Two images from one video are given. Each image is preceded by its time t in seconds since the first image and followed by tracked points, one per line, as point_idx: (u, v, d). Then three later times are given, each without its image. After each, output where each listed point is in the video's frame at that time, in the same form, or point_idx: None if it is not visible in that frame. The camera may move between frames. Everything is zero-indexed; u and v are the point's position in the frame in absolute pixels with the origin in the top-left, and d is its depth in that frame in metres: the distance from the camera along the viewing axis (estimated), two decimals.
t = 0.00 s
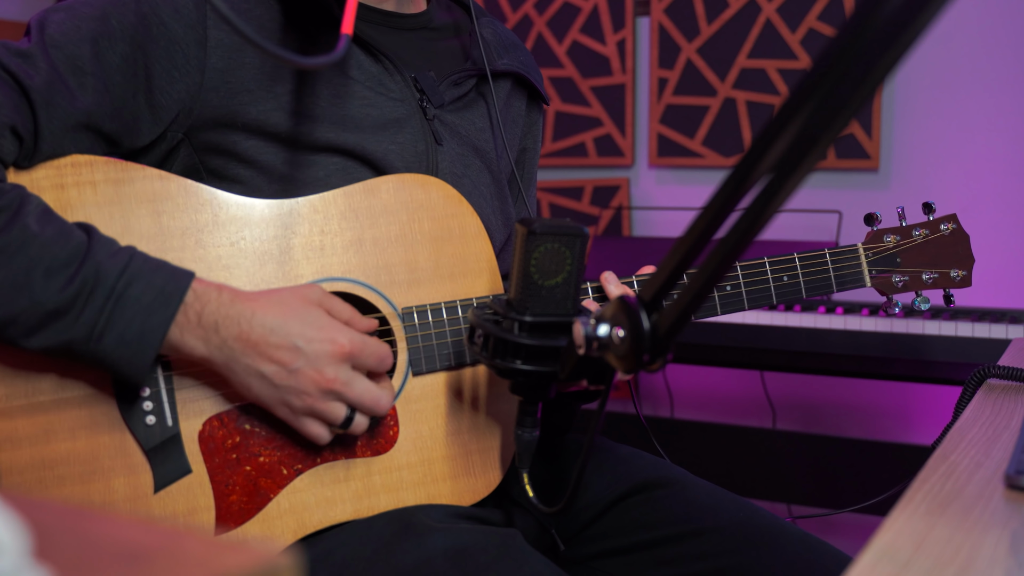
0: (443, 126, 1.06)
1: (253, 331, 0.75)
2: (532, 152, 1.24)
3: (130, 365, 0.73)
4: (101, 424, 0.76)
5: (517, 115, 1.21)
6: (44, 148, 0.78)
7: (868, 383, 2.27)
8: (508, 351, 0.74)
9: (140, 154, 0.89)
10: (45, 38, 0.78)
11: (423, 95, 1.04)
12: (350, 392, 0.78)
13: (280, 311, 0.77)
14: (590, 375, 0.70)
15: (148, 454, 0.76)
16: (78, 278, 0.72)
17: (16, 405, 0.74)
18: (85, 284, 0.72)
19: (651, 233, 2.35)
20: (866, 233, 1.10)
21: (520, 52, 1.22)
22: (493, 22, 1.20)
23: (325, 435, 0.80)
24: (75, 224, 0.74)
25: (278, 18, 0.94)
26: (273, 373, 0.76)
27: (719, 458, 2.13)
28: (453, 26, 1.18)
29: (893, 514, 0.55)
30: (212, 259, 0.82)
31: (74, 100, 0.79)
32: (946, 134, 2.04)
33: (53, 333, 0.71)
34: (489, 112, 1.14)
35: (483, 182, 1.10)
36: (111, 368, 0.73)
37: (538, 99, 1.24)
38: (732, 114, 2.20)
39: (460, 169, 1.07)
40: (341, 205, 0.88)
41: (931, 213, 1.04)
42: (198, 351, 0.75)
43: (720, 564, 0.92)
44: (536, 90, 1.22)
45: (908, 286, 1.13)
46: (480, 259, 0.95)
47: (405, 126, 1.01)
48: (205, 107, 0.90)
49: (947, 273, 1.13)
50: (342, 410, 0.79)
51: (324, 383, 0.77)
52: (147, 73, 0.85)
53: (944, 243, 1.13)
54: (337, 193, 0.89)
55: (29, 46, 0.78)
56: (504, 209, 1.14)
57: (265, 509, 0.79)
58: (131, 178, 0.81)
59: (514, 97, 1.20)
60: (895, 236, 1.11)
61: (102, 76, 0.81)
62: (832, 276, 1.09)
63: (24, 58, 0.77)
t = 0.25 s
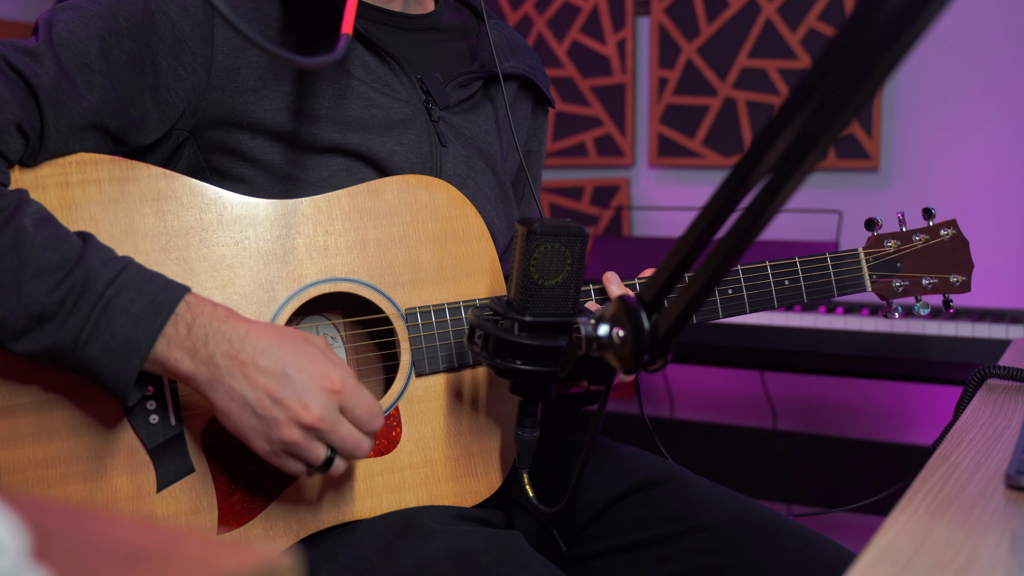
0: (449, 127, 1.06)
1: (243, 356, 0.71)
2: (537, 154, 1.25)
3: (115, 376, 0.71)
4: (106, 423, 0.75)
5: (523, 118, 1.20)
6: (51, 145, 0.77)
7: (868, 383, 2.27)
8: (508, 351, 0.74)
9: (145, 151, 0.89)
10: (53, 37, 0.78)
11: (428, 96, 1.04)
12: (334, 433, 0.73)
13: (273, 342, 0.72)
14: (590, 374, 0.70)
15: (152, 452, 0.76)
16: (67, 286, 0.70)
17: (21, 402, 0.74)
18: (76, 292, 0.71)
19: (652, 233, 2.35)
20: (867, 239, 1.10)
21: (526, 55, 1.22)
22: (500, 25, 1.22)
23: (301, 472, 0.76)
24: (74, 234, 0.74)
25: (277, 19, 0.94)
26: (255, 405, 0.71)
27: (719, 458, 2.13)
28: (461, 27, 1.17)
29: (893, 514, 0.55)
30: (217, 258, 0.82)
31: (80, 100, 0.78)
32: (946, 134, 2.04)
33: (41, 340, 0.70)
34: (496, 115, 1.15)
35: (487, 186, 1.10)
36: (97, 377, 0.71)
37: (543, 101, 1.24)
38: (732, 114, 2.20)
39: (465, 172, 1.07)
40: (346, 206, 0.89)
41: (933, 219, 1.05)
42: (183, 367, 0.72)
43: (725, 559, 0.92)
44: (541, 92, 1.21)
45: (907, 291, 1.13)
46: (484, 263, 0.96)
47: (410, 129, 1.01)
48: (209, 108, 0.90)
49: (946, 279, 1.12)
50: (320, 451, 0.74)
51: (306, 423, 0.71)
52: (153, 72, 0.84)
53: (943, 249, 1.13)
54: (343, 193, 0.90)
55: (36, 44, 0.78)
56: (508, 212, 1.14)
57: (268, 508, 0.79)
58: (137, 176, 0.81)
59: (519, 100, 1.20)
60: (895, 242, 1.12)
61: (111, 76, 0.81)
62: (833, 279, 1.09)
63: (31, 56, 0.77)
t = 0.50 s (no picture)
0: (449, 120, 1.06)
1: (252, 314, 0.63)
2: (537, 153, 1.26)
3: (121, 322, 0.64)
4: (111, 413, 0.74)
5: (523, 113, 1.21)
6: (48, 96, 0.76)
7: (868, 383, 2.27)
8: (508, 351, 0.74)
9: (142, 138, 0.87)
10: None
11: (430, 88, 1.04)
12: (346, 395, 0.64)
13: (285, 302, 0.64)
14: (590, 374, 0.70)
15: (158, 445, 0.75)
16: (78, 223, 0.65)
17: (23, 392, 0.72)
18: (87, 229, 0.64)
19: (652, 233, 2.34)
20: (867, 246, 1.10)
21: (525, 54, 1.22)
22: (499, 23, 1.22)
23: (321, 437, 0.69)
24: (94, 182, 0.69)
25: (277, 18, 0.93)
26: (264, 364, 0.64)
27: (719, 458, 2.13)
28: (459, 24, 1.17)
29: (894, 514, 0.55)
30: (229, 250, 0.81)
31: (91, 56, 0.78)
32: (945, 134, 2.04)
33: (46, 282, 0.64)
34: (494, 110, 1.15)
35: (487, 180, 1.10)
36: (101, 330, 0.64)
37: (542, 100, 1.25)
38: (732, 115, 2.20)
39: (464, 165, 1.06)
40: (359, 203, 0.89)
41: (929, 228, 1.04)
42: (193, 324, 0.65)
43: (733, 548, 0.92)
44: (539, 90, 1.22)
45: (905, 299, 1.13)
46: (492, 258, 0.97)
47: (410, 121, 1.01)
48: (214, 100, 0.89)
49: (942, 287, 1.14)
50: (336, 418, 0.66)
51: (317, 384, 0.63)
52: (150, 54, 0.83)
53: (942, 258, 1.14)
54: (353, 186, 0.90)
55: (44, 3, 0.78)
56: (505, 205, 1.15)
57: (273, 504, 0.79)
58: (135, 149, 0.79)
59: (520, 98, 1.20)
60: (895, 250, 1.11)
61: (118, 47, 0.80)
62: (836, 288, 1.08)
63: (40, 11, 0.77)
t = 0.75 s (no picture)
0: (443, 122, 1.06)
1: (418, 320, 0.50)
2: (529, 152, 1.28)
3: (309, 363, 0.50)
4: (108, 413, 0.74)
5: (515, 114, 1.22)
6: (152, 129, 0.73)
7: (868, 383, 2.27)
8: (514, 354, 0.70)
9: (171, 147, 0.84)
10: (117, 13, 0.71)
11: (424, 90, 1.03)
12: (539, 405, 0.48)
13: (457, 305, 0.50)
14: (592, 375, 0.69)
15: (155, 445, 0.75)
16: (234, 254, 0.51)
17: (20, 391, 0.71)
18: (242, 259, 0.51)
19: (652, 233, 2.34)
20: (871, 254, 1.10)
21: (516, 54, 1.23)
22: (491, 24, 1.22)
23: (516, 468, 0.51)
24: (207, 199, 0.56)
25: (277, 17, 0.92)
26: (444, 380, 0.50)
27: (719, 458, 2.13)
28: (452, 25, 1.18)
29: (894, 514, 0.55)
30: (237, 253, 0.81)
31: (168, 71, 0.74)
32: (946, 134, 2.04)
33: (221, 326, 0.51)
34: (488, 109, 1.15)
35: (482, 180, 1.10)
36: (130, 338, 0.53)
37: (534, 100, 1.25)
38: (732, 115, 2.20)
39: (458, 165, 1.06)
40: (358, 203, 0.90)
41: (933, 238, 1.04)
42: (367, 350, 0.51)
43: (734, 549, 0.93)
44: (530, 89, 1.22)
45: (909, 308, 1.13)
46: (492, 265, 0.96)
47: (404, 123, 1.01)
48: (224, 104, 0.88)
49: (946, 297, 1.15)
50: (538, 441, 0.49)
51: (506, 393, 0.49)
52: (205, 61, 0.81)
53: (945, 268, 1.15)
54: (353, 188, 0.91)
55: (104, 21, 0.71)
56: (500, 206, 1.16)
57: (269, 506, 0.79)
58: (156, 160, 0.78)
59: (512, 97, 1.21)
60: (898, 258, 1.12)
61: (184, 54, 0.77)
62: (836, 294, 1.08)
63: (103, 31, 0.70)
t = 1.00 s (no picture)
0: (443, 123, 1.06)
1: (480, 326, 0.55)
2: (524, 151, 1.27)
3: (373, 374, 0.54)
4: (115, 416, 0.73)
5: (511, 112, 1.22)
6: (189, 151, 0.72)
7: (868, 383, 2.27)
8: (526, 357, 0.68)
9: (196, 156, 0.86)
10: (140, 34, 0.72)
11: (424, 91, 1.04)
12: (597, 388, 0.52)
13: (514, 309, 0.55)
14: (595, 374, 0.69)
15: (162, 447, 0.74)
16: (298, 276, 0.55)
17: (28, 395, 0.71)
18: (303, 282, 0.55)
19: (652, 233, 2.34)
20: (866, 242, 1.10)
21: (510, 54, 1.24)
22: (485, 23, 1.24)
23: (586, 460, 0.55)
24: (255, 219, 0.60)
25: (277, 19, 0.93)
26: (508, 382, 0.55)
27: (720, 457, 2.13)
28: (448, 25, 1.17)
29: (894, 514, 0.56)
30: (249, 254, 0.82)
31: (193, 85, 0.75)
32: (945, 134, 2.04)
33: (286, 346, 0.54)
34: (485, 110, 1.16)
35: (482, 180, 1.10)
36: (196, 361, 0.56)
37: (528, 98, 1.26)
38: (732, 114, 2.20)
39: (459, 165, 1.06)
40: (358, 203, 0.90)
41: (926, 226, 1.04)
42: (430, 359, 0.55)
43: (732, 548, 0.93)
44: (526, 88, 1.23)
45: (904, 296, 1.15)
46: (492, 261, 0.97)
47: (407, 124, 1.00)
48: (229, 111, 0.88)
49: (941, 285, 1.15)
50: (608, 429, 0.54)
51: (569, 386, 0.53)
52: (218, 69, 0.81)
53: (938, 255, 1.15)
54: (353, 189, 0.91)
55: (127, 42, 0.71)
56: (499, 205, 1.16)
57: (277, 505, 0.79)
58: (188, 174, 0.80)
59: (507, 96, 1.22)
60: (893, 246, 1.11)
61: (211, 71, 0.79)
62: (833, 281, 1.09)
63: (132, 54, 0.70)
